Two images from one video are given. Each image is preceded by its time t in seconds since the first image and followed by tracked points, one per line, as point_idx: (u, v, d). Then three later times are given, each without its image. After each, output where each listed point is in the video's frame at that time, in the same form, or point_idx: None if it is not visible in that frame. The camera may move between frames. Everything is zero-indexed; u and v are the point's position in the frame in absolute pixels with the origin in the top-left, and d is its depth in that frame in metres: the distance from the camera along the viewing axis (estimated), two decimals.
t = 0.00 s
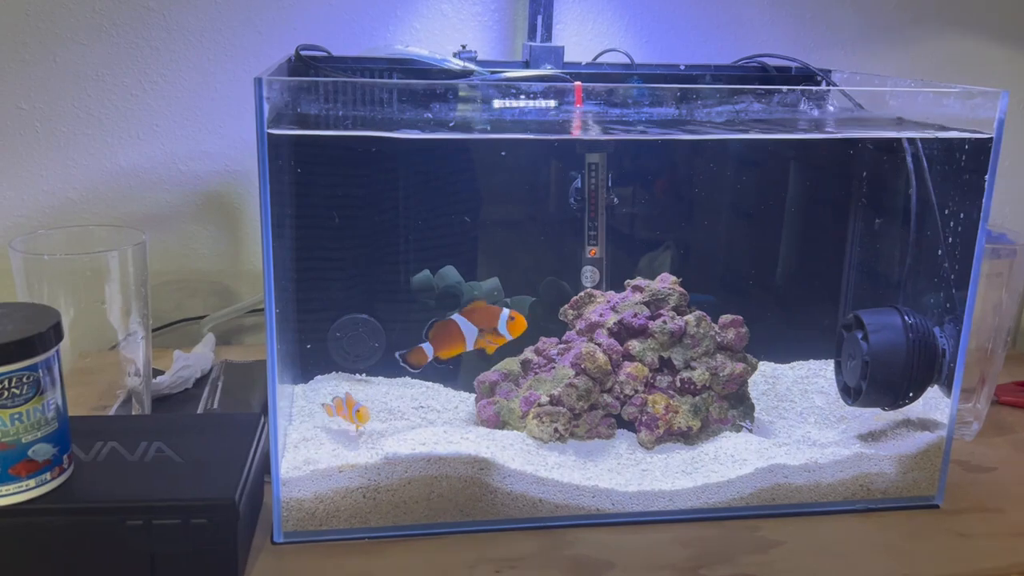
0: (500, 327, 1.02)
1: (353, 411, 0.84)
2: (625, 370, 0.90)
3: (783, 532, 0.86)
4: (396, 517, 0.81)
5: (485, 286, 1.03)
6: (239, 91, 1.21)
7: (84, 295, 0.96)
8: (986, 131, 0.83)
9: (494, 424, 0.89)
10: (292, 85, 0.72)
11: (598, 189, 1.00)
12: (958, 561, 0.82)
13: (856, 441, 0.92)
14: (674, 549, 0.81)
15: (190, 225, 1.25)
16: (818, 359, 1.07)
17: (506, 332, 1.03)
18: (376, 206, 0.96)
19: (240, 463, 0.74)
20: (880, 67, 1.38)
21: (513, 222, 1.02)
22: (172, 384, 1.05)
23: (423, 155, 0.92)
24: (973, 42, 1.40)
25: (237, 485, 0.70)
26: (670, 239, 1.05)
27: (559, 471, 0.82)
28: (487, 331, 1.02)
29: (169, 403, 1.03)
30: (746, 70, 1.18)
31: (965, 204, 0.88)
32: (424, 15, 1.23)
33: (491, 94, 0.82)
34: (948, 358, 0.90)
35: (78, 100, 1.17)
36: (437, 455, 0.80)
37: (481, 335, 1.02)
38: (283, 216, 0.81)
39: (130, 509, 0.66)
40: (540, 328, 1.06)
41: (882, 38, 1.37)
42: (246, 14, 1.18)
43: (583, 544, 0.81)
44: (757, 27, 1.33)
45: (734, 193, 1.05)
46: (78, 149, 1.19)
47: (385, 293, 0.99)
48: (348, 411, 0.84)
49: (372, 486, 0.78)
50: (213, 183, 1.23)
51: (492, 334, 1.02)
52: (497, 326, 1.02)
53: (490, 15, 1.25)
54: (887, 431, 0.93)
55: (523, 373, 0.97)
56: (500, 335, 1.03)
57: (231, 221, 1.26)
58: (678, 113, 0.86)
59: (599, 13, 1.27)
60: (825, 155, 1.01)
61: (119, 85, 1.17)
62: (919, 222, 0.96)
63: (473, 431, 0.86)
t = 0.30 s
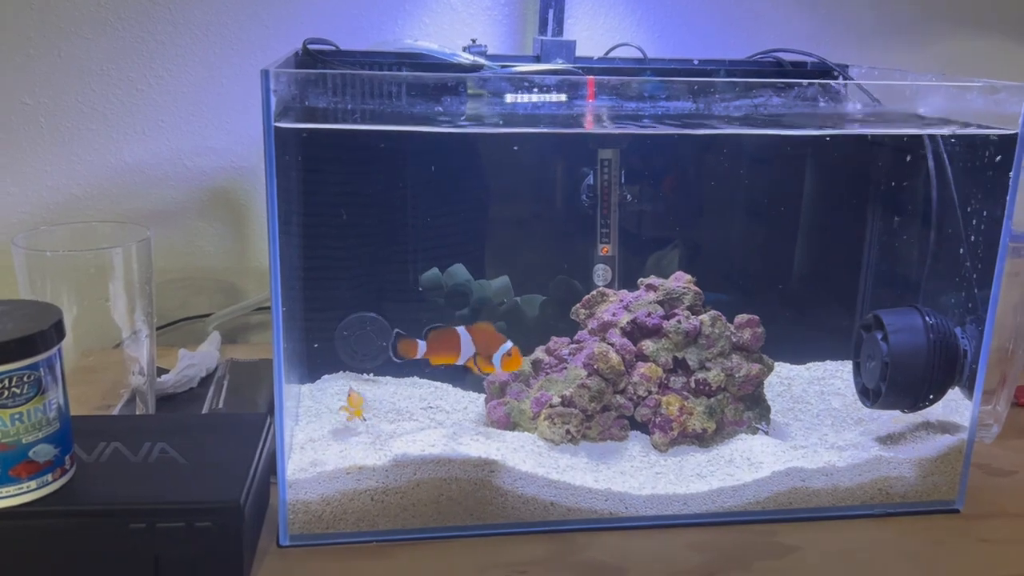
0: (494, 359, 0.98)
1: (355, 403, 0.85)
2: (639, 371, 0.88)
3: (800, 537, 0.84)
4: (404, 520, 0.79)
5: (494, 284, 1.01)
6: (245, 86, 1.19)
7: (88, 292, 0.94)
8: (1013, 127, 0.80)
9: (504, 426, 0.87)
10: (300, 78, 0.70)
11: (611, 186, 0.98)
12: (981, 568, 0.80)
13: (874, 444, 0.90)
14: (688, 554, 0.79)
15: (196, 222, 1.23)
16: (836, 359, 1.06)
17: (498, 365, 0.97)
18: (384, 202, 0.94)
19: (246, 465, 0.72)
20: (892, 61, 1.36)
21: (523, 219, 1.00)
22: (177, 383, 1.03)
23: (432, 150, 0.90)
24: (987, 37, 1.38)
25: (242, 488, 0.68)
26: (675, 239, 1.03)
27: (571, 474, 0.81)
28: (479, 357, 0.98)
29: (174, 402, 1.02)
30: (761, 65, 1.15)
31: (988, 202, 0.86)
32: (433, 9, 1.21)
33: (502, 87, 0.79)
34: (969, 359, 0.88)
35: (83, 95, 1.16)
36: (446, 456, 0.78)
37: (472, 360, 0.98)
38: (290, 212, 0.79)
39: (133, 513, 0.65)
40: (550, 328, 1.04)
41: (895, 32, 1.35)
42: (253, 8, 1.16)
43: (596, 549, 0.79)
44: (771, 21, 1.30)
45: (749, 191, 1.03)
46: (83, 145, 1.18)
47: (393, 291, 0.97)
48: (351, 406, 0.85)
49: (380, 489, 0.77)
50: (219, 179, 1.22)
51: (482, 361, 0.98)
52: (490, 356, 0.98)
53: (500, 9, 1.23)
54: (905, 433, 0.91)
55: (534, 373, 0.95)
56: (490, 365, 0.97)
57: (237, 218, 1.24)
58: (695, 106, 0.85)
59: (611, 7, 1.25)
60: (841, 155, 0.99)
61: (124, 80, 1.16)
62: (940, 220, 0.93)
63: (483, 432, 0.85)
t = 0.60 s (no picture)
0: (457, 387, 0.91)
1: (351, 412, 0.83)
2: (647, 365, 0.87)
3: (810, 534, 0.82)
4: (409, 515, 0.78)
5: (500, 278, 1.01)
6: (250, 78, 1.18)
7: (91, 283, 0.93)
8: None
9: (511, 420, 0.86)
10: (304, 66, 0.70)
11: (619, 178, 0.98)
12: (994, 566, 0.79)
13: (885, 440, 0.89)
14: (697, 551, 0.78)
15: (201, 214, 1.23)
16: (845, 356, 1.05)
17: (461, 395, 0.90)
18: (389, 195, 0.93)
19: (250, 459, 0.71)
20: (903, 54, 1.35)
21: (529, 212, 0.98)
22: (181, 376, 1.03)
23: (438, 141, 0.89)
24: (1000, 29, 1.37)
25: (246, 480, 0.67)
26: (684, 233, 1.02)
27: (578, 469, 0.80)
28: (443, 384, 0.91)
29: (178, 395, 1.01)
30: (771, 57, 1.14)
31: (1002, 196, 0.85)
32: None
33: (510, 77, 0.79)
34: (983, 354, 0.86)
35: (87, 87, 1.15)
36: (452, 450, 0.78)
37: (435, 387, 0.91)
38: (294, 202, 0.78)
39: (134, 505, 0.64)
40: (557, 322, 1.03)
41: (907, 24, 1.34)
42: None
43: (603, 545, 0.78)
44: (781, 13, 1.29)
45: (759, 183, 1.02)
46: (87, 137, 1.17)
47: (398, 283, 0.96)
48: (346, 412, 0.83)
49: (385, 483, 0.76)
50: (224, 172, 1.21)
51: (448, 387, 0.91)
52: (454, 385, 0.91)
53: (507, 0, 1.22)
54: (917, 430, 0.90)
55: (541, 367, 0.94)
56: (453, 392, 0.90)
57: (242, 211, 1.23)
58: (705, 96, 0.84)
59: None
60: (851, 143, 0.98)
61: (128, 72, 1.15)
62: (954, 213, 0.92)
63: (489, 426, 0.84)
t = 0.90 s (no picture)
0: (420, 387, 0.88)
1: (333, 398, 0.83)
2: (652, 362, 0.86)
3: (817, 533, 0.81)
4: (410, 513, 0.77)
5: (503, 274, 0.99)
6: (253, 71, 1.17)
7: (91, 278, 0.93)
8: None
9: (514, 417, 0.85)
10: (306, 56, 0.69)
11: (625, 174, 0.96)
12: (1005, 567, 0.77)
13: (894, 439, 0.87)
14: (702, 550, 0.77)
15: (203, 209, 1.22)
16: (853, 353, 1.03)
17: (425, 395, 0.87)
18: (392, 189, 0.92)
19: (249, 456, 0.70)
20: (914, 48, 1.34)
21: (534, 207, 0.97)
22: (183, 372, 1.02)
23: (442, 134, 0.88)
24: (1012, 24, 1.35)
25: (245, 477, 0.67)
26: (692, 230, 1.01)
27: (581, 467, 0.79)
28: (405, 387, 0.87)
29: (179, 391, 1.00)
30: (779, 51, 1.13)
31: (1015, 191, 0.84)
32: None
33: (515, 69, 0.80)
34: (993, 353, 0.85)
35: (90, 80, 1.14)
36: (454, 447, 0.76)
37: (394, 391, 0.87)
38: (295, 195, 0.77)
39: (132, 502, 0.63)
40: (561, 318, 1.03)
41: (917, 19, 1.32)
42: None
43: (607, 544, 0.77)
44: (790, 7, 1.28)
45: (767, 179, 1.01)
46: (90, 130, 1.16)
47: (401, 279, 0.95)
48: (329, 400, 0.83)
49: (386, 480, 0.75)
50: (226, 167, 1.20)
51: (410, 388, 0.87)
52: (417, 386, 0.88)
53: None
54: (926, 429, 0.89)
55: (545, 364, 0.93)
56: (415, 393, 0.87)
57: (244, 206, 1.22)
58: (713, 88, 0.84)
59: None
60: (862, 139, 0.97)
61: (130, 66, 1.14)
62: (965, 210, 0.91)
63: (492, 423, 0.83)
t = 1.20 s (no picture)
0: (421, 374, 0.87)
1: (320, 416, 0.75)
2: (661, 366, 0.85)
3: (829, 541, 0.80)
4: (415, 519, 0.76)
5: (510, 275, 0.98)
6: (258, 70, 1.16)
7: (92, 278, 0.92)
8: None
9: (520, 421, 0.84)
10: (310, 55, 0.68)
11: (633, 176, 0.95)
12: None
13: (906, 445, 0.86)
14: (711, 558, 0.76)
15: (208, 208, 1.21)
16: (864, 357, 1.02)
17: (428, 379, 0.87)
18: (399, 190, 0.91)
19: (252, 460, 0.69)
20: (927, 47, 1.32)
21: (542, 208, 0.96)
22: (187, 372, 1.02)
23: (447, 134, 0.87)
24: None
25: (248, 482, 0.66)
26: (699, 230, 0.99)
27: (588, 472, 0.78)
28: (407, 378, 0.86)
29: (183, 392, 0.99)
30: (791, 50, 1.11)
31: None
32: None
33: (522, 69, 0.77)
34: (1009, 357, 0.84)
35: (94, 78, 1.14)
36: (458, 452, 0.75)
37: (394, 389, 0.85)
38: (299, 196, 0.76)
39: (134, 507, 0.62)
40: (569, 320, 1.01)
41: (929, 17, 1.31)
42: None
43: (614, 551, 0.76)
44: (801, 5, 1.26)
45: (777, 180, 0.99)
46: (94, 128, 1.16)
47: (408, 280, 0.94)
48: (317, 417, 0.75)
49: (391, 485, 0.74)
50: (232, 166, 1.20)
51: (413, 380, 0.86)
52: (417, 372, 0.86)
53: None
54: (939, 435, 0.87)
55: (551, 367, 0.92)
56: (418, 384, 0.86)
57: (249, 205, 1.22)
58: (724, 88, 0.85)
59: None
60: (875, 140, 0.95)
61: (136, 64, 1.14)
62: (979, 212, 0.89)
63: (498, 428, 0.82)
